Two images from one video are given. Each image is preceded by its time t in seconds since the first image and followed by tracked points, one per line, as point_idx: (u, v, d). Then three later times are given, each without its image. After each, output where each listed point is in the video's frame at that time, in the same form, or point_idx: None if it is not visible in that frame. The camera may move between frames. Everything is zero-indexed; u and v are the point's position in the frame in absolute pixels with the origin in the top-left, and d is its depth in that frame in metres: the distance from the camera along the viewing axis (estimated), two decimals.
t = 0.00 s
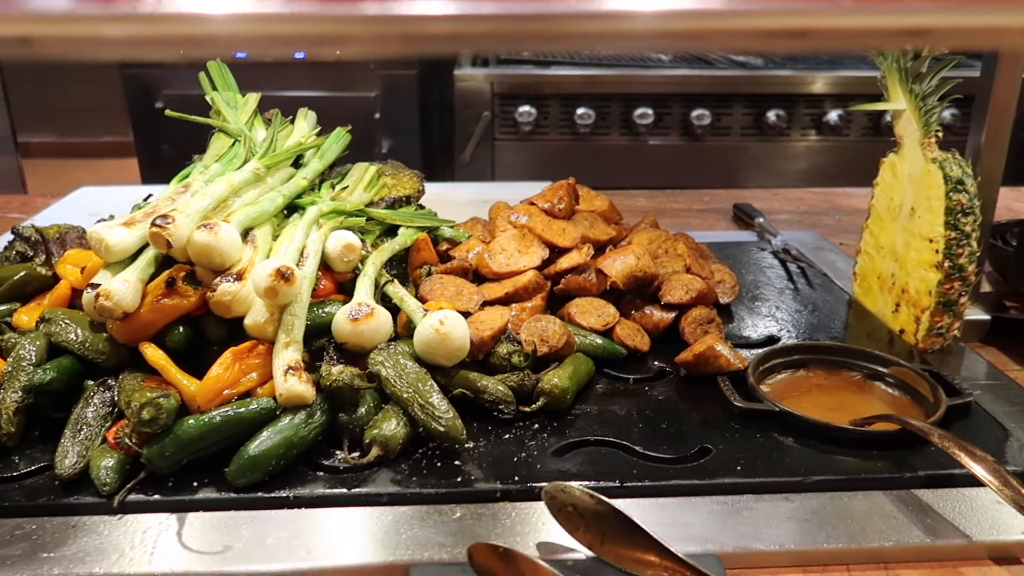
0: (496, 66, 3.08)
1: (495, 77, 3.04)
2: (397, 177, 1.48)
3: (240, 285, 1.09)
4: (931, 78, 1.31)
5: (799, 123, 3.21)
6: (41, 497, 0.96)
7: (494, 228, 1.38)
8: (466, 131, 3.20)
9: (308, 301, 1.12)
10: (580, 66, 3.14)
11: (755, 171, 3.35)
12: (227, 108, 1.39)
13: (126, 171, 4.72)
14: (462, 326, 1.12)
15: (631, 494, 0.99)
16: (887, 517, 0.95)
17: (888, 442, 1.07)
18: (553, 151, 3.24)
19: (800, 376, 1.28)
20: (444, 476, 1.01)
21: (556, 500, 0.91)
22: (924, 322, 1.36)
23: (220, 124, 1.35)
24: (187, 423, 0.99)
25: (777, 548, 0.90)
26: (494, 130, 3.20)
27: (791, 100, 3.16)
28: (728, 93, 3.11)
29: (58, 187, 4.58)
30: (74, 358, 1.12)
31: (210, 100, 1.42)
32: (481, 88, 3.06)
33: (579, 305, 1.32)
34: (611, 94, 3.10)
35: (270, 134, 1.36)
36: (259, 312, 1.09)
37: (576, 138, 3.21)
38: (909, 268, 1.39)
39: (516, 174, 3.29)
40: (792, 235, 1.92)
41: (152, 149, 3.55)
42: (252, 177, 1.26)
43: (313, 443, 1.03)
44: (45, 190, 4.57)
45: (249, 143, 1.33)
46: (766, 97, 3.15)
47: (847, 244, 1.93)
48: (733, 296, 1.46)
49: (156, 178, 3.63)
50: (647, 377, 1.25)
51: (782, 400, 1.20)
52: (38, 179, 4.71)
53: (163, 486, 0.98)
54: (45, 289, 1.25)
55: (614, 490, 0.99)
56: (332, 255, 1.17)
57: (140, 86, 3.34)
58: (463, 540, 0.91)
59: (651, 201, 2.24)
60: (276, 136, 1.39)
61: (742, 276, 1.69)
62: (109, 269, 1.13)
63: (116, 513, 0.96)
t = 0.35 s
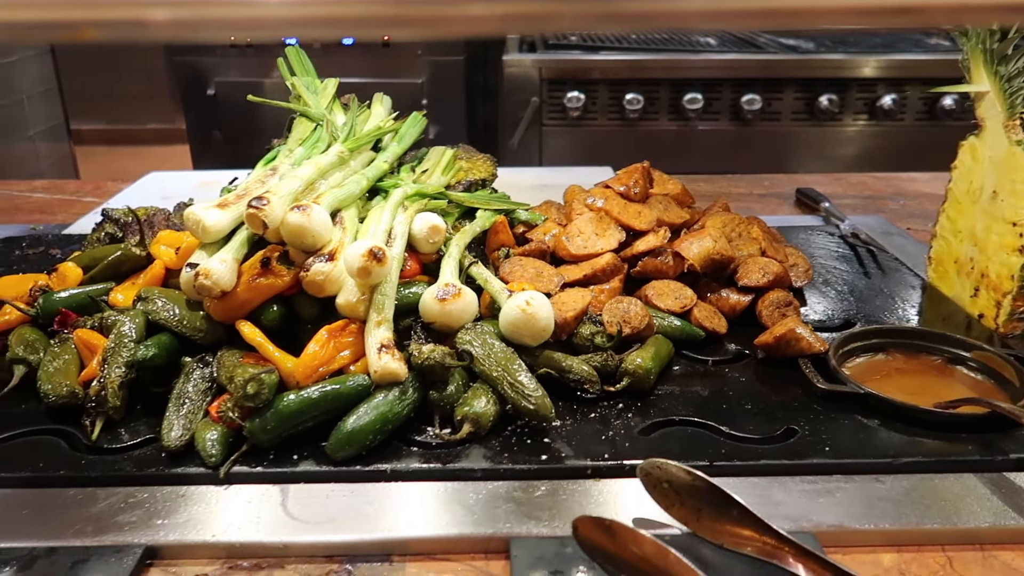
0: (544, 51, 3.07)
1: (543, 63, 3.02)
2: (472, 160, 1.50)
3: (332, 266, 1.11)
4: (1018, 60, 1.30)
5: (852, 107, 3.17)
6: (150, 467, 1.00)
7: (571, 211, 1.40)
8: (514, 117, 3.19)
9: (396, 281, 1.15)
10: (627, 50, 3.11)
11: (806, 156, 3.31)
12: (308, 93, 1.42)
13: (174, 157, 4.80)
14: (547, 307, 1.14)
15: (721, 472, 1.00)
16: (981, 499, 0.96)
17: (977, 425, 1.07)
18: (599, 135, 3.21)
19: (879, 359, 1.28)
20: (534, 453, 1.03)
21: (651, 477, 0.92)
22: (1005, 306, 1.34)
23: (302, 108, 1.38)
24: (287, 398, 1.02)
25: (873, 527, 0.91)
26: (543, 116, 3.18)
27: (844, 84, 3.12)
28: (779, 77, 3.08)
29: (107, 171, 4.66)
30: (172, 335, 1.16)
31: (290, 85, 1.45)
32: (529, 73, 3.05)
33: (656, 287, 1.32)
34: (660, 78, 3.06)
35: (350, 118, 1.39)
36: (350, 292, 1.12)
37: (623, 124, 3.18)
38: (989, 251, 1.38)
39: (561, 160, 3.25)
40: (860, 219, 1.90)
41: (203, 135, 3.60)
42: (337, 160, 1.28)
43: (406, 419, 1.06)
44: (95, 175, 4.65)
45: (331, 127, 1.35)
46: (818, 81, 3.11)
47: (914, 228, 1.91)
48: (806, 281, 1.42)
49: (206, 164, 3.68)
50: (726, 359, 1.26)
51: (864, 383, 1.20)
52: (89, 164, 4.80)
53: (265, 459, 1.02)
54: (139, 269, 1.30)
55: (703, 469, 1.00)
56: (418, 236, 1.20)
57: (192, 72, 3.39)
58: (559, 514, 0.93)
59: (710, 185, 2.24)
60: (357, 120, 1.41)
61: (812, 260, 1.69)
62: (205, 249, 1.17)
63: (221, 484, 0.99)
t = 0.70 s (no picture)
0: (604, 43, 3.05)
1: (603, 54, 2.99)
2: (564, 151, 1.50)
3: (442, 254, 1.12)
4: None
5: (919, 98, 3.10)
6: (272, 450, 1.03)
7: (669, 203, 1.39)
8: (574, 108, 3.17)
9: (504, 271, 1.16)
10: (687, 41, 3.08)
11: (871, 149, 3.24)
12: (406, 83, 1.44)
13: (230, 148, 4.87)
14: (654, 297, 1.14)
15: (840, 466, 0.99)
16: None
17: None
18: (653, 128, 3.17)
19: (987, 354, 1.25)
20: (648, 443, 1.03)
21: (774, 468, 0.91)
22: None
23: (401, 98, 1.40)
24: (404, 385, 1.03)
25: (1002, 524, 0.90)
26: (601, 108, 3.17)
27: (911, 75, 3.05)
28: (844, 68, 3.02)
29: (162, 163, 4.73)
30: (283, 321, 1.18)
31: (386, 75, 1.46)
32: (589, 64, 3.03)
33: (755, 278, 1.31)
34: (721, 70, 3.03)
35: (448, 109, 1.40)
36: (460, 281, 1.13)
37: (683, 115, 3.15)
38: None
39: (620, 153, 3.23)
40: (949, 212, 1.87)
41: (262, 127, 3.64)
42: (439, 150, 1.30)
43: (518, 407, 1.07)
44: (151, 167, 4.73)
45: (431, 118, 1.36)
46: (884, 72, 3.04)
47: (1003, 222, 1.86)
48: (905, 273, 1.40)
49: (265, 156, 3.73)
50: (830, 353, 1.25)
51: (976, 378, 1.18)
52: (146, 155, 4.89)
53: (382, 444, 1.04)
54: (246, 256, 1.32)
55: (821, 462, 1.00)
56: (522, 225, 1.20)
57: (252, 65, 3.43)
58: (679, 505, 0.94)
59: (786, 177, 2.21)
60: (454, 110, 1.42)
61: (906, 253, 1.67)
62: (315, 237, 1.19)
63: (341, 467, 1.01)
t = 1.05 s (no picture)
0: (642, 43, 3.03)
1: (641, 54, 2.97)
2: (625, 153, 1.50)
3: (514, 255, 1.12)
4: None
5: (963, 96, 3.05)
6: (351, 451, 1.04)
7: (734, 204, 1.39)
8: (612, 108, 3.16)
9: (575, 272, 1.16)
10: (725, 41, 3.05)
11: (914, 148, 3.20)
12: (469, 86, 1.45)
13: (265, 151, 4.91)
14: (727, 298, 1.13)
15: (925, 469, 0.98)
16: None
17: None
18: (697, 127, 3.16)
19: None
20: (726, 445, 1.03)
21: (861, 471, 0.90)
22: None
23: (465, 101, 1.41)
24: (481, 386, 1.04)
25: None
26: (639, 108, 3.15)
27: (956, 73, 3.00)
28: (887, 66, 2.98)
29: (199, 166, 4.78)
30: (355, 323, 1.19)
31: (450, 78, 1.48)
32: (627, 65, 3.01)
33: (823, 279, 1.30)
34: (760, 69, 3.00)
35: (511, 111, 1.41)
36: (532, 282, 1.13)
37: (721, 115, 3.13)
38: None
39: (657, 153, 3.22)
40: (1010, 211, 1.84)
41: (300, 130, 3.67)
42: (506, 152, 1.30)
43: (593, 409, 1.07)
44: (188, 170, 4.78)
45: (496, 121, 1.37)
46: (928, 69, 2.99)
47: None
48: (974, 273, 1.38)
49: (302, 159, 3.75)
50: (902, 354, 1.23)
51: None
52: (183, 159, 4.95)
53: (459, 445, 1.04)
54: (314, 259, 1.34)
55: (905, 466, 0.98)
56: (592, 227, 1.20)
57: (290, 69, 3.46)
58: (763, 507, 0.93)
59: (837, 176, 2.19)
60: (517, 113, 1.43)
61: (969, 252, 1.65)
62: (385, 240, 1.20)
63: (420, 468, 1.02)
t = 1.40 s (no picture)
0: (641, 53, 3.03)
1: (640, 64, 2.97)
2: (638, 163, 1.50)
3: (534, 269, 1.13)
4: None
5: (961, 100, 3.07)
6: (377, 466, 1.04)
7: (749, 213, 1.39)
8: (612, 118, 3.15)
9: (595, 284, 1.16)
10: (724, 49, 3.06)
11: (912, 152, 3.22)
12: (483, 101, 1.46)
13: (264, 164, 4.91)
14: (747, 308, 1.14)
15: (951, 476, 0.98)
16: None
17: None
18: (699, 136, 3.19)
19: None
20: (752, 455, 1.03)
21: (889, 479, 0.91)
22: None
23: (479, 115, 1.41)
24: (505, 399, 1.04)
25: None
26: (639, 117, 3.16)
27: (953, 78, 3.02)
28: (885, 72, 2.99)
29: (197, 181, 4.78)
30: (376, 338, 1.19)
31: (463, 91, 1.49)
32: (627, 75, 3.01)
33: (839, 287, 1.30)
34: (759, 77, 3.00)
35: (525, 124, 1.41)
36: (553, 295, 1.13)
37: (722, 123, 3.14)
38: None
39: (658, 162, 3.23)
40: (1017, 215, 1.85)
41: (300, 144, 3.67)
42: (522, 165, 1.31)
43: (617, 420, 1.07)
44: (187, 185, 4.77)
45: (510, 134, 1.38)
46: (926, 75, 3.01)
47: None
48: (987, 278, 1.40)
49: (302, 172, 3.75)
50: (919, 360, 1.24)
51: None
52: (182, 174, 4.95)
53: (485, 459, 1.04)
54: (331, 274, 1.35)
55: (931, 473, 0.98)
56: (610, 239, 1.20)
57: (289, 83, 3.46)
58: (792, 517, 0.93)
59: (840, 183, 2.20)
60: (530, 126, 1.43)
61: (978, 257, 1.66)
62: (404, 254, 1.20)
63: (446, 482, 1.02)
